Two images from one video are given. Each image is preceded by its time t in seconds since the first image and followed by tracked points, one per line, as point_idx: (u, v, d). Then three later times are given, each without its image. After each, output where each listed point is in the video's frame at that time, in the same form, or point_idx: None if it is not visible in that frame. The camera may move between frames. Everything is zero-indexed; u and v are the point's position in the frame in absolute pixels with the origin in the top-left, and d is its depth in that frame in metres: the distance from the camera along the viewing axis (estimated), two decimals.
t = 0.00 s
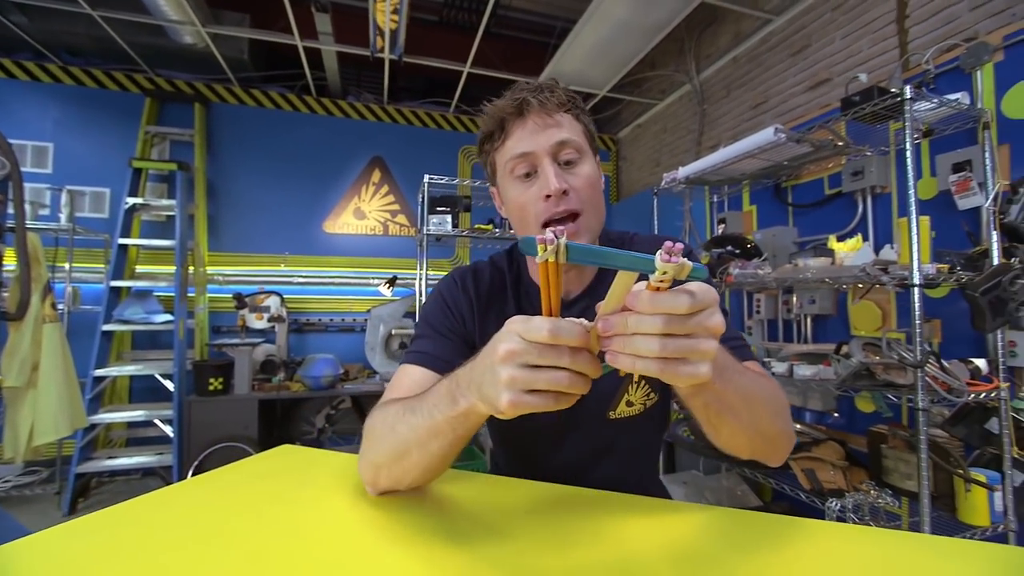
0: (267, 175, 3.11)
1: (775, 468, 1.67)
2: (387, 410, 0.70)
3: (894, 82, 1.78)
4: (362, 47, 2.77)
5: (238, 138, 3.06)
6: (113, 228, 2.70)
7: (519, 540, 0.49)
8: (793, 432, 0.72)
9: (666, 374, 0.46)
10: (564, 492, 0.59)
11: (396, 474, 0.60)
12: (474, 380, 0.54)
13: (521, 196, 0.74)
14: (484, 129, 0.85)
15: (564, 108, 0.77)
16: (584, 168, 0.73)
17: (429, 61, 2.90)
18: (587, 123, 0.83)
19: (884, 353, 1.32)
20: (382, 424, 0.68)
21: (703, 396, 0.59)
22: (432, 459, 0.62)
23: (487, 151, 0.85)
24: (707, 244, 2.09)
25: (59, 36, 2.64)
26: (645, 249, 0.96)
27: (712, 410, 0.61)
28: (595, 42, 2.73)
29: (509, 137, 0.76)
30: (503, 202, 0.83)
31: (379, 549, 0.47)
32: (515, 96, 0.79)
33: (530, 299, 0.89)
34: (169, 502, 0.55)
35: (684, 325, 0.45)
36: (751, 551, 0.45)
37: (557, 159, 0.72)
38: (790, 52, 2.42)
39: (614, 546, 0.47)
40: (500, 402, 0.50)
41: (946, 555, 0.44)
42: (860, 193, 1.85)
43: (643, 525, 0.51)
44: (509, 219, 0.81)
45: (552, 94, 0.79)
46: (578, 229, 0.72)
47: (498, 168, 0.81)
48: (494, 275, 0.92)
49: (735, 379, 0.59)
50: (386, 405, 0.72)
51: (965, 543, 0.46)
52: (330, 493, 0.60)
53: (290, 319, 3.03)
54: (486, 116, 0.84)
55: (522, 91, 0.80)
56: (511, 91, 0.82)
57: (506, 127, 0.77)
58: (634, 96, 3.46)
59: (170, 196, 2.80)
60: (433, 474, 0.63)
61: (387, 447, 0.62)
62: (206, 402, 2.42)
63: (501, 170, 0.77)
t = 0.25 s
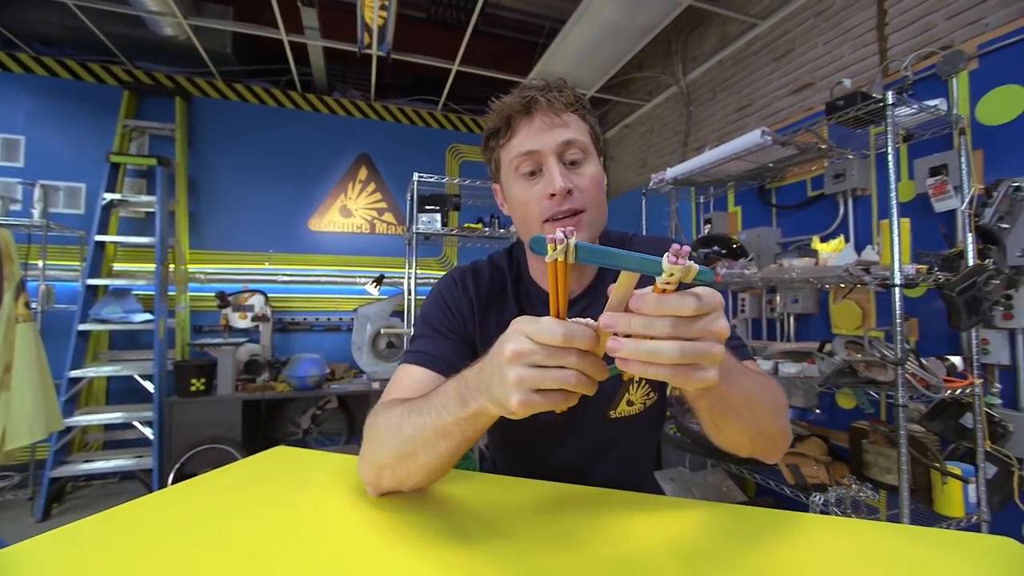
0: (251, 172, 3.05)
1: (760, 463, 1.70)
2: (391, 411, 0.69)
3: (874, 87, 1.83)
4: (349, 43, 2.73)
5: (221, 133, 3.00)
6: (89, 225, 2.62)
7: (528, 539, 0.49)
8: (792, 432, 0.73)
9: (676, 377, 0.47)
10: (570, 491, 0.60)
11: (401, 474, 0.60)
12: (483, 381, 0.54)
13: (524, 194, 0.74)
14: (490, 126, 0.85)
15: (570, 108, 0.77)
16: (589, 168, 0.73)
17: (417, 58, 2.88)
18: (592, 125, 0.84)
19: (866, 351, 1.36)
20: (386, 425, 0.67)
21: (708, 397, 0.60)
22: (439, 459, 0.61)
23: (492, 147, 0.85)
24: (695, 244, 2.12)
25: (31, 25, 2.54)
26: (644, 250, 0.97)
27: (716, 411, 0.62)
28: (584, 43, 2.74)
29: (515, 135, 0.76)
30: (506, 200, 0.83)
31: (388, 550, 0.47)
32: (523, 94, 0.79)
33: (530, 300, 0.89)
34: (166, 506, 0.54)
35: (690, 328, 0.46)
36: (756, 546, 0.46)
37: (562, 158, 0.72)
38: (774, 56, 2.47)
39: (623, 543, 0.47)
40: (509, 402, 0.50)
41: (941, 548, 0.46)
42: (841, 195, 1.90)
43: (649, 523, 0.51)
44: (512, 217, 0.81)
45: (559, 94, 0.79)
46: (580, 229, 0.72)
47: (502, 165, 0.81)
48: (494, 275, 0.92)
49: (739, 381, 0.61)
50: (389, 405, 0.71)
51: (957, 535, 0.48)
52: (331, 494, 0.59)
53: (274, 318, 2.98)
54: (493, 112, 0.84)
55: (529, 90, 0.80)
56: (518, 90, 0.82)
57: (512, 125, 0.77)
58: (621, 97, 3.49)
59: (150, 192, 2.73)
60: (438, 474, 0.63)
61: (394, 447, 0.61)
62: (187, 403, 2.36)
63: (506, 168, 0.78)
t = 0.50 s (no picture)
0: (233, 168, 2.99)
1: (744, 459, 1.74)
2: (391, 409, 0.69)
3: (855, 92, 1.88)
4: (335, 38, 2.69)
5: (201, 127, 2.92)
6: (62, 220, 2.53)
7: (531, 535, 0.49)
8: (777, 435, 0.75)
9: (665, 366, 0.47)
10: (569, 487, 0.61)
11: (402, 473, 0.61)
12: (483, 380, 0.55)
13: (524, 192, 0.74)
14: (491, 124, 0.86)
15: (571, 108, 0.78)
16: (588, 167, 0.73)
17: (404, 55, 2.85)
18: (593, 126, 0.85)
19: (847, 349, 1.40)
20: (385, 424, 0.67)
21: (699, 394, 0.61)
22: (440, 458, 0.61)
23: (493, 144, 0.86)
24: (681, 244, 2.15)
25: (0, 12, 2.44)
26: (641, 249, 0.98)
27: (706, 410, 0.64)
28: (572, 43, 2.76)
29: (515, 132, 0.76)
30: (506, 199, 0.83)
31: (392, 547, 0.48)
32: (524, 93, 0.80)
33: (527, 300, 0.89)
34: (162, 511, 0.53)
35: (673, 315, 0.47)
36: (752, 537, 0.48)
37: (562, 158, 0.72)
38: (758, 60, 2.52)
39: (625, 540, 0.48)
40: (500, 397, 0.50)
41: (924, 535, 0.48)
42: (822, 197, 1.95)
43: (649, 520, 0.52)
44: (511, 215, 0.81)
45: (561, 93, 0.80)
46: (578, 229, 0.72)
47: (502, 162, 0.81)
48: (491, 274, 0.92)
49: (730, 381, 0.61)
50: (388, 403, 0.71)
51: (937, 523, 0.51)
52: (329, 496, 0.59)
53: (257, 317, 2.92)
54: (495, 110, 0.85)
55: (530, 89, 0.81)
56: (520, 89, 0.83)
57: (513, 122, 0.78)
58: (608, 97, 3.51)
59: (127, 188, 2.64)
60: (439, 471, 0.63)
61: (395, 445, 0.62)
62: (167, 404, 2.30)
63: (507, 165, 0.78)
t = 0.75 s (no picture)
0: (214, 162, 2.91)
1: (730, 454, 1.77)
2: (384, 405, 0.70)
3: (838, 95, 1.92)
4: (321, 32, 2.64)
5: (181, 121, 2.84)
6: (34, 215, 2.44)
7: (527, 536, 0.49)
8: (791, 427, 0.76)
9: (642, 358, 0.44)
10: (562, 487, 0.61)
11: (396, 469, 0.60)
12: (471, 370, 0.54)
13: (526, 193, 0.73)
14: (498, 115, 0.83)
15: (586, 110, 0.76)
16: (594, 174, 0.72)
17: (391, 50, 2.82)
18: (604, 128, 0.83)
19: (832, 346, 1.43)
20: (377, 421, 0.67)
21: (708, 386, 0.61)
22: (431, 452, 0.61)
23: (500, 136, 0.84)
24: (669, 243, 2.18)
25: None
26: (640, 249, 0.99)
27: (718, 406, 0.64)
28: (560, 42, 2.76)
29: (524, 130, 0.74)
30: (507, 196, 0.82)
31: (391, 547, 0.47)
32: (538, 89, 0.78)
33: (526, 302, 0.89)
34: (149, 516, 0.51)
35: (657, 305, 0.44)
36: (746, 535, 0.49)
37: (569, 162, 0.71)
38: (743, 62, 2.56)
39: (623, 541, 0.48)
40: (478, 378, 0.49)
41: (908, 526, 0.50)
42: (806, 197, 1.99)
43: (644, 519, 0.53)
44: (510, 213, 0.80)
45: (575, 94, 0.79)
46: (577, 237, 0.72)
47: (508, 157, 0.80)
48: (488, 270, 0.91)
49: (738, 371, 0.63)
50: (382, 399, 0.72)
51: (919, 515, 0.53)
52: (325, 496, 0.58)
53: (240, 315, 2.86)
54: (507, 100, 0.83)
55: (545, 86, 0.79)
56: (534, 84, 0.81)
57: (524, 118, 0.76)
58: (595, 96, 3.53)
59: (103, 182, 2.56)
60: (431, 468, 0.63)
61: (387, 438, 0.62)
62: (146, 404, 2.24)
63: (512, 161, 0.76)
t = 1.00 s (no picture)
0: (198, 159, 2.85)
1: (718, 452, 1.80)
2: (388, 407, 0.68)
3: (823, 98, 1.96)
4: (308, 27, 2.60)
5: (162, 116, 2.77)
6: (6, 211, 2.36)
7: (537, 543, 0.50)
8: (844, 385, 0.77)
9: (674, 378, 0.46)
10: (566, 492, 0.62)
11: (398, 475, 0.60)
12: (483, 375, 0.54)
13: (541, 201, 0.74)
14: (518, 110, 0.81)
15: (613, 124, 0.76)
16: (610, 192, 0.74)
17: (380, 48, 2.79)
18: (624, 141, 0.84)
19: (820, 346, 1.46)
20: (381, 424, 0.66)
21: (758, 375, 0.64)
22: (436, 458, 0.61)
23: (516, 134, 0.82)
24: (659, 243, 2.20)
25: None
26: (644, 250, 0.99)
27: (766, 385, 0.66)
28: (550, 42, 2.76)
29: (546, 137, 0.74)
30: (517, 196, 0.82)
31: (398, 553, 0.47)
32: (567, 95, 0.77)
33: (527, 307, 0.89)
34: (149, 524, 0.50)
35: (690, 323, 0.45)
36: (757, 538, 0.51)
37: (588, 177, 0.72)
38: (730, 64, 2.59)
39: (634, 548, 0.49)
40: (504, 394, 0.50)
41: (905, 530, 0.53)
42: (791, 199, 2.03)
43: (651, 524, 0.54)
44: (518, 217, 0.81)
45: (604, 105, 0.78)
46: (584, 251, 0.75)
47: (523, 159, 0.79)
48: (488, 270, 0.91)
49: (780, 353, 0.64)
50: (383, 400, 0.71)
51: (906, 511, 0.58)
52: (327, 500, 0.58)
53: (224, 315, 2.81)
54: (529, 99, 0.80)
55: (573, 92, 0.78)
56: (563, 87, 0.79)
57: (547, 123, 0.75)
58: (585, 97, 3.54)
59: (80, 178, 2.48)
60: (436, 475, 0.63)
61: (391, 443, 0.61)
62: (126, 406, 2.18)
63: (527, 165, 0.76)
